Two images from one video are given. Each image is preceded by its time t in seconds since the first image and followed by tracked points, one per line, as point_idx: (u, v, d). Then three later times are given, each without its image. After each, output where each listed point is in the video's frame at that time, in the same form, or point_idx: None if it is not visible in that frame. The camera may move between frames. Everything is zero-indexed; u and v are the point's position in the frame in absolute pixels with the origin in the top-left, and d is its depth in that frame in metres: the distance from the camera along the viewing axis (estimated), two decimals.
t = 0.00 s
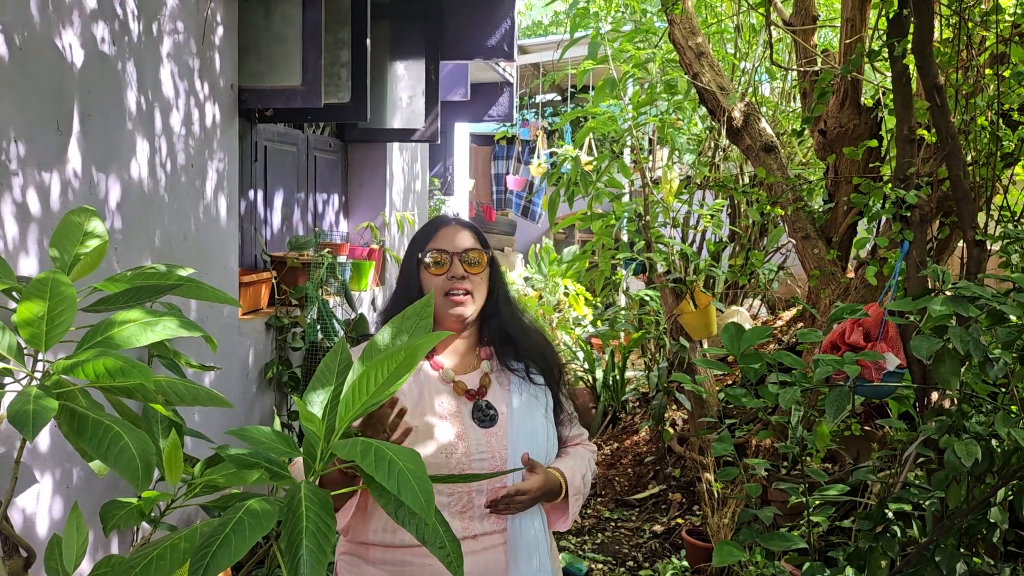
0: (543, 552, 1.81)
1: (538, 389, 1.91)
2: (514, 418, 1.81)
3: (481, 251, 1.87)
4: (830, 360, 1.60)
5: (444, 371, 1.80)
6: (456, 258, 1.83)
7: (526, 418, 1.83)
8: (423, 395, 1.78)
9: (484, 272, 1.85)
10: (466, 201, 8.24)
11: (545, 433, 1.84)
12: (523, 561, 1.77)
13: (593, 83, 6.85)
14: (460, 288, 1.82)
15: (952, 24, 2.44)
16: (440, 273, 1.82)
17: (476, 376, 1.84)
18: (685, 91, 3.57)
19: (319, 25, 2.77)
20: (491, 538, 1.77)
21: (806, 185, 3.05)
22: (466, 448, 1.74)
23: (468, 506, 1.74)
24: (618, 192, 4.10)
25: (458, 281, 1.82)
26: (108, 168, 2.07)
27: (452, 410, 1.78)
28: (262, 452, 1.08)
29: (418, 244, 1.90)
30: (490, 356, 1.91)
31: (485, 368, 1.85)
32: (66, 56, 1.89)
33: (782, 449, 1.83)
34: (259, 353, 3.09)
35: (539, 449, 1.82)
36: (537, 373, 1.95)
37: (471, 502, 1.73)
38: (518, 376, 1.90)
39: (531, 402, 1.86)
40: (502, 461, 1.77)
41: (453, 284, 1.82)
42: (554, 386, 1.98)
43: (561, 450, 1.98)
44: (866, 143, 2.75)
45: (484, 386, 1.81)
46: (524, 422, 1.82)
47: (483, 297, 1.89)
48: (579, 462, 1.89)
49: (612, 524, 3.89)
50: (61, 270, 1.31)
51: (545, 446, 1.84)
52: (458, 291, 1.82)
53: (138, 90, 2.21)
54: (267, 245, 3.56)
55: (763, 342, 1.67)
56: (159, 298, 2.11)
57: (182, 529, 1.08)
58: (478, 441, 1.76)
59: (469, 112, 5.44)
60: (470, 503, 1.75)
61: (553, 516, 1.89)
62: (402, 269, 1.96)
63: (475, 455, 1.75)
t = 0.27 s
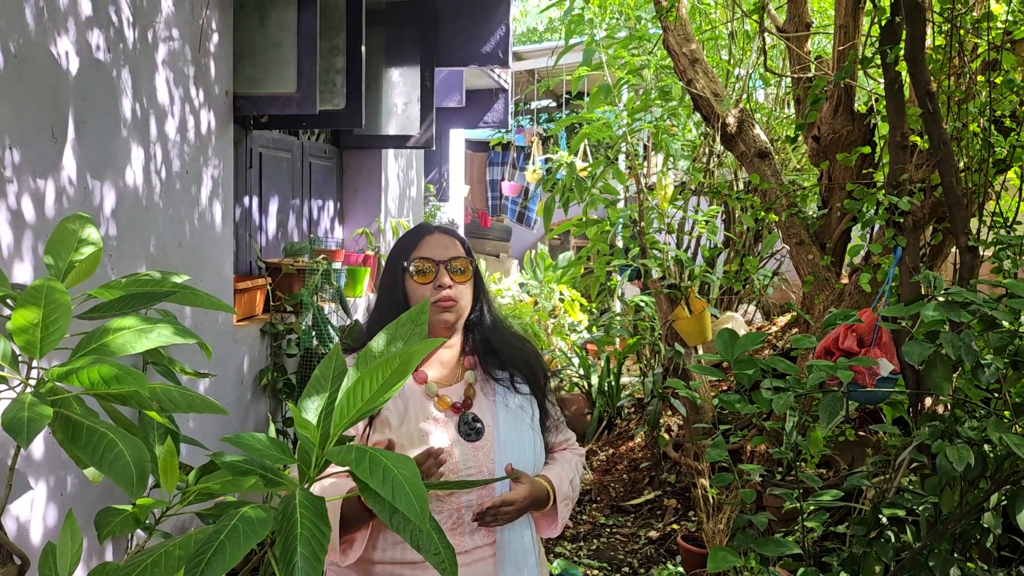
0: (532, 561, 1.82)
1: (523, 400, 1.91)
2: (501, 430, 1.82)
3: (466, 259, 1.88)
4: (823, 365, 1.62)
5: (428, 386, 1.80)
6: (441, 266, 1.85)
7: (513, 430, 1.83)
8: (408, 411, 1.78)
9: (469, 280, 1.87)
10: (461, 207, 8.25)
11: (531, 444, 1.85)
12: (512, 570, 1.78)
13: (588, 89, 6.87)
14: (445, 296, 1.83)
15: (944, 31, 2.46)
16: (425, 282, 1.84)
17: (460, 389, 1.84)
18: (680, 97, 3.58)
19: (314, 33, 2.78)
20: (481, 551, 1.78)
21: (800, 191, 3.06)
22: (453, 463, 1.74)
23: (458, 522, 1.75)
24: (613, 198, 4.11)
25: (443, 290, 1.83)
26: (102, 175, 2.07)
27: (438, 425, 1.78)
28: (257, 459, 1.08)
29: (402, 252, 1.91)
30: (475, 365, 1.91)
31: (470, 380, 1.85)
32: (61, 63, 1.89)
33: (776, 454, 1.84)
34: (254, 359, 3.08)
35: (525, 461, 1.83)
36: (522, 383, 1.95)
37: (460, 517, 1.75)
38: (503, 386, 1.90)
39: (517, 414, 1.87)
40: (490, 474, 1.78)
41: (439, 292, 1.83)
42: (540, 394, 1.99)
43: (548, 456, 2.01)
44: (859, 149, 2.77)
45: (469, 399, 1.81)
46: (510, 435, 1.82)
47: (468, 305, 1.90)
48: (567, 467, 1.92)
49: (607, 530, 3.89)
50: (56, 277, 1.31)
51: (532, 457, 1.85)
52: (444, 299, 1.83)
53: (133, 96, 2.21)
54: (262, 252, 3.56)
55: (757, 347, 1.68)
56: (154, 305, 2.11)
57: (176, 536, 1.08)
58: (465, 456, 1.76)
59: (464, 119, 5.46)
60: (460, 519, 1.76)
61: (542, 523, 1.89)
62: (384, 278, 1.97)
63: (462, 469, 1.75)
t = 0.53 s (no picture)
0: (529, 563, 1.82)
1: (518, 403, 1.91)
2: (496, 434, 1.82)
3: (457, 266, 1.88)
4: (818, 369, 1.62)
5: (422, 392, 1.80)
6: (432, 274, 1.85)
7: (509, 434, 1.83)
8: (403, 417, 1.77)
9: (461, 287, 1.86)
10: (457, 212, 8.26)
11: (527, 447, 1.85)
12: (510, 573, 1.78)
13: (583, 94, 6.88)
14: (438, 304, 1.83)
15: (937, 36, 2.47)
16: (417, 291, 1.84)
17: (454, 394, 1.84)
18: (675, 102, 3.59)
19: (308, 38, 2.78)
20: (479, 555, 1.78)
21: (795, 196, 3.07)
22: (449, 470, 1.75)
23: (456, 528, 1.75)
24: (609, 202, 4.12)
25: (435, 298, 1.83)
26: (97, 180, 2.07)
27: (434, 431, 1.78)
28: (251, 464, 1.08)
29: (391, 260, 1.90)
30: (469, 370, 1.90)
31: (464, 385, 1.85)
32: (56, 68, 1.89)
33: (771, 457, 1.84)
34: (249, 364, 3.08)
35: (522, 464, 1.83)
36: (517, 386, 1.95)
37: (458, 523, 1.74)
38: (497, 391, 1.90)
39: (511, 417, 1.87)
40: (486, 478, 1.78)
41: (431, 301, 1.83)
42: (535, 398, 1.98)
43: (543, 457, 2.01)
44: (853, 154, 2.77)
45: (463, 404, 1.81)
46: (506, 439, 1.82)
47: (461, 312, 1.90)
48: (563, 469, 1.93)
49: (604, 534, 3.89)
50: (50, 282, 1.31)
51: (528, 459, 1.85)
52: (436, 308, 1.83)
53: (127, 101, 2.21)
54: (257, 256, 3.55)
55: (752, 352, 1.68)
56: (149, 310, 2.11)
57: (170, 542, 1.08)
58: (461, 461, 1.77)
59: (460, 123, 5.46)
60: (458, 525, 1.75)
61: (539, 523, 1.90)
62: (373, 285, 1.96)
63: (459, 474, 1.76)
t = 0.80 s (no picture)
0: (534, 559, 1.83)
1: (524, 401, 1.92)
2: (502, 430, 1.82)
3: (465, 265, 1.89)
4: (813, 371, 1.62)
5: (429, 389, 1.81)
6: (440, 273, 1.86)
7: (514, 430, 1.84)
8: (410, 413, 1.79)
9: (469, 286, 1.87)
10: (454, 215, 8.25)
11: (533, 443, 1.86)
12: (515, 568, 1.78)
13: (579, 97, 6.89)
14: (445, 303, 1.84)
15: (931, 39, 2.48)
16: (424, 289, 1.85)
17: (461, 391, 1.85)
18: (671, 105, 3.59)
19: (304, 41, 2.78)
20: (485, 551, 1.77)
21: (790, 198, 3.08)
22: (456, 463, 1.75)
23: (462, 521, 1.75)
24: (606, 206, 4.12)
25: (443, 297, 1.84)
26: (92, 183, 2.07)
27: (439, 426, 1.79)
28: (246, 467, 1.08)
29: (400, 260, 1.92)
30: (476, 369, 1.91)
31: (471, 382, 1.85)
32: (51, 71, 1.89)
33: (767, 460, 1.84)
34: (246, 368, 3.07)
35: (527, 460, 1.84)
36: (523, 384, 1.96)
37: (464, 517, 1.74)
38: (504, 389, 1.90)
39: (517, 413, 1.88)
40: (492, 475, 1.78)
41: (438, 300, 1.84)
42: (539, 397, 1.99)
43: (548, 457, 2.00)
44: (848, 156, 2.78)
45: (470, 401, 1.82)
46: (511, 434, 1.83)
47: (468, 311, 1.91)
48: (567, 466, 1.91)
49: (601, 537, 3.88)
50: (44, 286, 1.30)
51: (534, 456, 1.86)
52: (444, 306, 1.84)
53: (123, 105, 2.21)
54: (253, 260, 3.55)
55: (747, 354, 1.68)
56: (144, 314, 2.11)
57: (165, 546, 1.08)
58: (467, 457, 1.77)
59: (456, 126, 5.47)
60: (463, 518, 1.75)
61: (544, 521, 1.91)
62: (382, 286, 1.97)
63: (465, 470, 1.75)
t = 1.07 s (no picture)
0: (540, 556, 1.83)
1: (532, 397, 1.92)
2: (512, 423, 1.82)
3: (478, 265, 1.89)
4: (809, 372, 1.63)
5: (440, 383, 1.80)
6: (453, 272, 1.86)
7: (523, 425, 1.84)
8: (422, 405, 1.77)
9: (481, 286, 1.87)
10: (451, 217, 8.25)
11: (541, 437, 1.86)
12: (522, 564, 1.77)
13: (576, 99, 6.90)
14: (457, 302, 1.84)
15: (927, 40, 2.48)
16: (438, 286, 1.84)
17: (472, 386, 1.84)
18: (667, 106, 3.59)
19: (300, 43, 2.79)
20: (491, 545, 1.76)
21: (786, 199, 3.08)
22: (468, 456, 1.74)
23: (470, 512, 1.74)
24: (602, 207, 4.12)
25: (455, 295, 1.84)
26: (88, 186, 2.06)
27: (450, 419, 1.77)
28: (242, 470, 1.08)
29: (414, 257, 1.92)
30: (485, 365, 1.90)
31: (481, 378, 1.85)
32: (46, 74, 1.88)
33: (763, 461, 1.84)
34: (242, 370, 3.07)
35: (536, 454, 1.84)
36: (531, 380, 1.96)
37: (473, 509, 1.73)
38: (513, 385, 1.90)
39: (526, 408, 1.88)
40: (504, 468, 1.77)
41: (450, 298, 1.84)
42: (547, 394, 1.99)
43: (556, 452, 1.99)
44: (843, 157, 2.78)
45: (480, 396, 1.80)
46: (521, 429, 1.83)
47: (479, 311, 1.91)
48: (573, 462, 1.91)
49: (598, 539, 3.88)
50: (39, 289, 1.30)
51: (542, 450, 1.85)
52: (456, 304, 1.84)
53: (118, 107, 2.21)
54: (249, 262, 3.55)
55: (743, 355, 1.68)
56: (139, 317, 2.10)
57: (160, 549, 1.07)
58: (479, 449, 1.75)
59: (453, 128, 5.47)
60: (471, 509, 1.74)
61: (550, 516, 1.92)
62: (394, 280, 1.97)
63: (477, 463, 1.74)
